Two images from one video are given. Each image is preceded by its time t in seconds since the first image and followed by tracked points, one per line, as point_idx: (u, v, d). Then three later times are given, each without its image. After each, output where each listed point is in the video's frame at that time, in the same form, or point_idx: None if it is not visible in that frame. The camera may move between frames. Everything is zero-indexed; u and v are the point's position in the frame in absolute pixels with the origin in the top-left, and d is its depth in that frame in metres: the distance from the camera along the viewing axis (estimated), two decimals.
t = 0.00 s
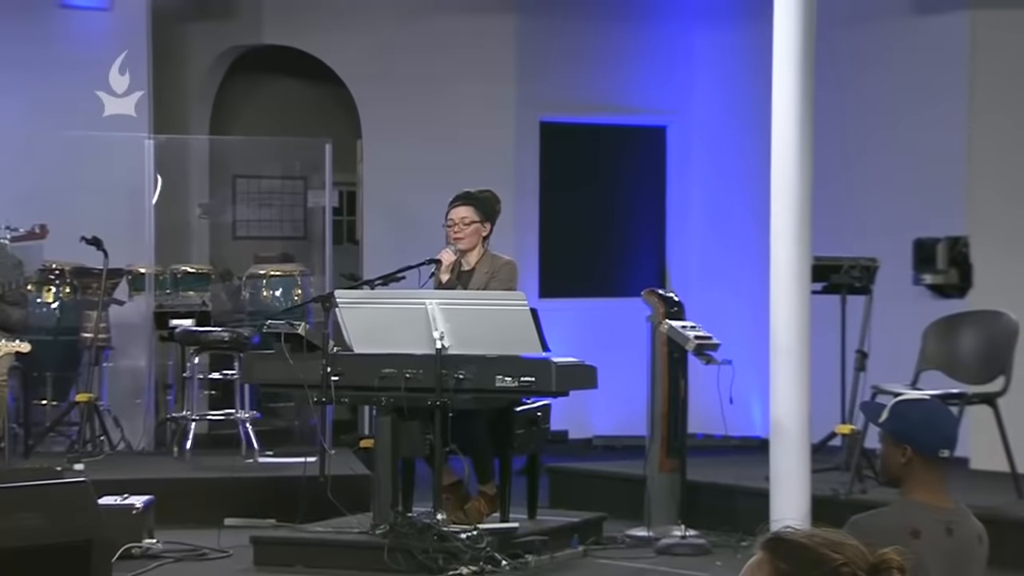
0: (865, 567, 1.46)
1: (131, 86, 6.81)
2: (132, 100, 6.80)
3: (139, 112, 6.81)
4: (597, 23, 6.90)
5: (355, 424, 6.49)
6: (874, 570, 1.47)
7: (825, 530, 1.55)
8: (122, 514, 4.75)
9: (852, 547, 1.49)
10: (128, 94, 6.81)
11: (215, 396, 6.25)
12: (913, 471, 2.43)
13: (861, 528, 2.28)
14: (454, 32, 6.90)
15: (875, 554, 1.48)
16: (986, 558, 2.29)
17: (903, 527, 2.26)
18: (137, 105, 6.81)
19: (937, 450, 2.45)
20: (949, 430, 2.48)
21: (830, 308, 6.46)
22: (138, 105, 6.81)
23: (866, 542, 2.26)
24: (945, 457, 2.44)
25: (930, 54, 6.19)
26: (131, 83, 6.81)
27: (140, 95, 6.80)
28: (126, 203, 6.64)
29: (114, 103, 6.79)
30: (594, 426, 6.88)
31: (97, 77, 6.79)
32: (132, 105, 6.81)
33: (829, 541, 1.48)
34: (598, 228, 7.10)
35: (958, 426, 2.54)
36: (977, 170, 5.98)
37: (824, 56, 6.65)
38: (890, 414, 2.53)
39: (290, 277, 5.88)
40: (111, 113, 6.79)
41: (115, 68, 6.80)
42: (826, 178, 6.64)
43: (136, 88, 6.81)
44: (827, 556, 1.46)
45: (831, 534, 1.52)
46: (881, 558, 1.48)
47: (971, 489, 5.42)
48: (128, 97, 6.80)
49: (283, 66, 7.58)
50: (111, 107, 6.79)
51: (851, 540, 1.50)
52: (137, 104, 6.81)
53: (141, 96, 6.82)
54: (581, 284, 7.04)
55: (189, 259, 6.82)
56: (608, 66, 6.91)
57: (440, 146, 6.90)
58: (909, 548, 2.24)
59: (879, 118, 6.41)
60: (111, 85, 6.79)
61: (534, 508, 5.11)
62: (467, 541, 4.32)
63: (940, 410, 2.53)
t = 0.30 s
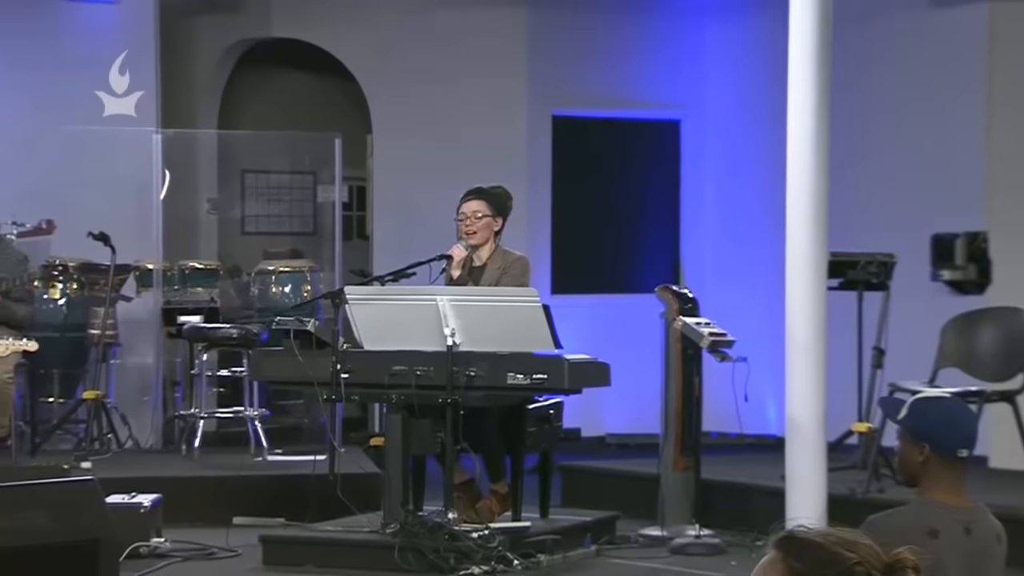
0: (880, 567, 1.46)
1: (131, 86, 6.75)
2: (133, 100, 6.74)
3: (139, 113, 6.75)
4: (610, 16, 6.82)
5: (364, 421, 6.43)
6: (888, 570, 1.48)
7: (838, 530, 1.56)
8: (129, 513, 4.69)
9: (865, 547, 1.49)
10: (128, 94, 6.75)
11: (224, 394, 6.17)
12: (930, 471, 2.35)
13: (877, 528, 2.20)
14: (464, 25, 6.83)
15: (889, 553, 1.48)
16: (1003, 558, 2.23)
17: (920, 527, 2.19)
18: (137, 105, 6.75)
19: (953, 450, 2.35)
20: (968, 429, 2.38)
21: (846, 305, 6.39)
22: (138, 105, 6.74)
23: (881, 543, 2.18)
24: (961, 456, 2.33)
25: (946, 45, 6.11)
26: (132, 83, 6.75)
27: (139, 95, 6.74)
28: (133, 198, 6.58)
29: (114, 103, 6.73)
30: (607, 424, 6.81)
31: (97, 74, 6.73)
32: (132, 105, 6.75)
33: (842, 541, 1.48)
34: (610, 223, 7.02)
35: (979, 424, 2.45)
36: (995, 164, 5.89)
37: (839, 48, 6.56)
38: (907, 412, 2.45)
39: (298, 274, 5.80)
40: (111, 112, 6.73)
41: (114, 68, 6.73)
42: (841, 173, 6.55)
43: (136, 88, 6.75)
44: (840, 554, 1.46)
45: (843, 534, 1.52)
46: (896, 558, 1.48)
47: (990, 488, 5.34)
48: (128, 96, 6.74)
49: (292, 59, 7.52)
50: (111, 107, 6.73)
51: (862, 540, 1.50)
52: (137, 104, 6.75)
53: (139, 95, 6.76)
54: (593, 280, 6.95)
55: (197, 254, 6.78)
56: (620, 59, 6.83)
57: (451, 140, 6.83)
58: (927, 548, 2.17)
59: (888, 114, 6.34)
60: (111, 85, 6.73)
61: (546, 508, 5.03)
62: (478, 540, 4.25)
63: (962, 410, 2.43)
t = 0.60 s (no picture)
0: (884, 566, 1.39)
1: (131, 86, 6.71)
2: (132, 100, 6.70)
3: (139, 113, 6.70)
4: (623, 9, 6.76)
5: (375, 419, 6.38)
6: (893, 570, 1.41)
7: (845, 528, 1.49)
8: (137, 511, 4.64)
9: (871, 545, 1.42)
10: (128, 93, 6.71)
11: (234, 391, 6.13)
12: (946, 469, 2.26)
13: (894, 526, 2.12)
14: (474, 19, 6.77)
15: (894, 551, 1.41)
16: None
17: (938, 526, 2.11)
18: (137, 105, 6.71)
19: (971, 448, 2.27)
20: (986, 427, 2.30)
21: (862, 302, 6.31)
22: (138, 104, 6.71)
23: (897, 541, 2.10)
24: (978, 454, 2.25)
25: (963, 38, 6.03)
26: (132, 82, 6.71)
27: (139, 96, 6.70)
28: (142, 195, 6.54)
29: (114, 104, 6.68)
30: (620, 421, 6.75)
31: (96, 75, 6.69)
32: (132, 105, 6.71)
33: (845, 539, 1.42)
34: (623, 219, 6.96)
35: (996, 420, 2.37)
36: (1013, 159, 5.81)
37: (856, 43, 6.50)
38: (923, 409, 2.36)
39: (309, 270, 5.76)
40: (110, 113, 6.69)
41: (114, 69, 6.69)
42: (856, 169, 6.50)
43: (136, 87, 6.71)
44: (844, 554, 1.39)
45: (848, 532, 1.46)
46: (901, 556, 1.41)
47: (1010, 487, 5.26)
48: (128, 96, 6.70)
49: (303, 54, 7.49)
50: (111, 108, 6.69)
51: (869, 538, 1.44)
52: (137, 104, 6.71)
53: (138, 96, 6.71)
54: (605, 276, 6.89)
55: (206, 249, 6.78)
56: (633, 53, 6.77)
57: (462, 134, 6.78)
58: (944, 548, 2.09)
59: (900, 110, 6.29)
60: (110, 85, 6.68)
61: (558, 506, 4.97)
62: (491, 538, 4.21)
63: (978, 406, 2.35)
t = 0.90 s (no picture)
0: (881, 566, 1.40)
1: (131, 86, 6.67)
2: (133, 100, 6.67)
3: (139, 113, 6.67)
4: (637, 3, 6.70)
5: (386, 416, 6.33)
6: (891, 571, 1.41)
7: (848, 528, 1.49)
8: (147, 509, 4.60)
9: (871, 545, 1.42)
10: (128, 93, 6.67)
11: (244, 387, 6.08)
12: (964, 467, 2.19)
13: (907, 525, 2.04)
14: (485, 13, 6.72)
15: (892, 551, 1.41)
16: None
17: (953, 524, 2.01)
18: (137, 105, 6.67)
19: (989, 445, 2.20)
20: (1004, 423, 2.23)
21: (878, 298, 6.25)
22: (138, 105, 6.67)
23: (911, 541, 2.02)
24: (996, 451, 2.18)
25: (979, 32, 5.95)
26: (131, 82, 6.67)
27: (139, 95, 6.67)
28: (151, 191, 6.49)
29: (115, 104, 6.64)
30: (633, 419, 6.70)
31: (94, 76, 6.64)
32: (132, 105, 6.67)
33: (843, 539, 1.42)
34: (636, 214, 6.91)
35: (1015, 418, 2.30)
36: None
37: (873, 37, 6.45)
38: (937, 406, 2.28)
39: (319, 266, 5.69)
40: (110, 113, 6.65)
41: (114, 68, 6.65)
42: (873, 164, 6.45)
43: (136, 87, 6.67)
44: (843, 554, 1.40)
45: (847, 531, 1.46)
46: (899, 555, 1.42)
47: None
48: (128, 96, 6.66)
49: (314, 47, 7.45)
50: (111, 108, 6.65)
51: (869, 537, 1.44)
52: (137, 104, 6.68)
53: (138, 96, 6.68)
54: (619, 272, 6.84)
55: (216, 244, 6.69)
56: (647, 47, 6.71)
57: (474, 129, 6.73)
58: (960, 546, 2.00)
59: (917, 104, 6.22)
60: (111, 84, 6.64)
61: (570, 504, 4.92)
62: (502, 537, 4.15)
63: (996, 405, 2.27)
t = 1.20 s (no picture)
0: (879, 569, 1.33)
1: (131, 86, 6.59)
2: (132, 100, 6.57)
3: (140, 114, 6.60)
4: None
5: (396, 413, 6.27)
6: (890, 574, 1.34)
7: (851, 530, 1.43)
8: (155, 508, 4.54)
9: (870, 547, 1.36)
10: (128, 94, 6.57)
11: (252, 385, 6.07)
12: (981, 465, 2.18)
13: (926, 523, 2.04)
14: (495, 7, 6.65)
15: (890, 553, 1.34)
16: None
17: (972, 524, 2.02)
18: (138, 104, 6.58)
19: (1005, 443, 2.18)
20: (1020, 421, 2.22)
21: (895, 294, 6.16)
22: (138, 104, 6.59)
23: (930, 541, 2.03)
24: (1013, 449, 2.16)
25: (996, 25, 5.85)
26: (132, 82, 6.59)
27: (139, 96, 6.59)
28: (159, 187, 6.44)
29: (115, 103, 6.53)
30: (647, 417, 6.62)
31: (95, 77, 6.57)
32: (132, 105, 6.57)
33: (842, 540, 1.35)
34: (650, 209, 6.84)
35: None
36: None
37: (891, 29, 6.37)
38: (953, 404, 2.28)
39: (329, 261, 5.59)
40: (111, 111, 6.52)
41: (114, 69, 6.58)
42: (891, 159, 6.39)
43: (136, 87, 6.59)
44: (841, 554, 1.33)
45: (848, 532, 1.40)
46: (899, 558, 1.34)
47: None
48: (127, 96, 6.57)
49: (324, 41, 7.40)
50: (113, 106, 6.53)
51: (869, 538, 1.37)
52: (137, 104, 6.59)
53: (138, 96, 6.60)
54: (632, 268, 6.78)
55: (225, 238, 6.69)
56: (661, 40, 6.63)
57: (485, 122, 6.65)
58: (978, 545, 2.00)
59: (935, 97, 6.13)
60: (111, 85, 6.56)
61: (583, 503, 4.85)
62: (515, 536, 4.05)
63: (1012, 401, 2.26)
